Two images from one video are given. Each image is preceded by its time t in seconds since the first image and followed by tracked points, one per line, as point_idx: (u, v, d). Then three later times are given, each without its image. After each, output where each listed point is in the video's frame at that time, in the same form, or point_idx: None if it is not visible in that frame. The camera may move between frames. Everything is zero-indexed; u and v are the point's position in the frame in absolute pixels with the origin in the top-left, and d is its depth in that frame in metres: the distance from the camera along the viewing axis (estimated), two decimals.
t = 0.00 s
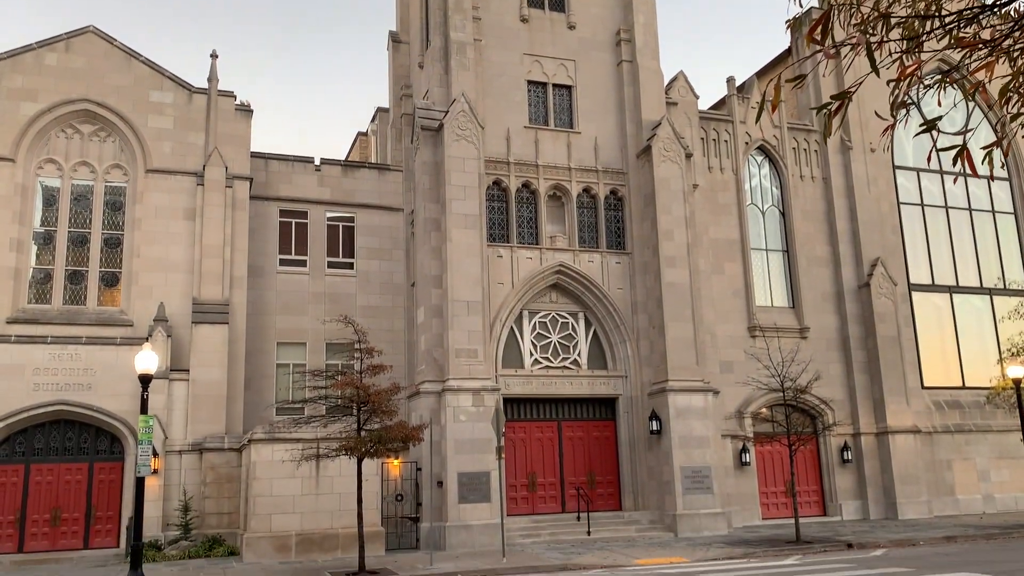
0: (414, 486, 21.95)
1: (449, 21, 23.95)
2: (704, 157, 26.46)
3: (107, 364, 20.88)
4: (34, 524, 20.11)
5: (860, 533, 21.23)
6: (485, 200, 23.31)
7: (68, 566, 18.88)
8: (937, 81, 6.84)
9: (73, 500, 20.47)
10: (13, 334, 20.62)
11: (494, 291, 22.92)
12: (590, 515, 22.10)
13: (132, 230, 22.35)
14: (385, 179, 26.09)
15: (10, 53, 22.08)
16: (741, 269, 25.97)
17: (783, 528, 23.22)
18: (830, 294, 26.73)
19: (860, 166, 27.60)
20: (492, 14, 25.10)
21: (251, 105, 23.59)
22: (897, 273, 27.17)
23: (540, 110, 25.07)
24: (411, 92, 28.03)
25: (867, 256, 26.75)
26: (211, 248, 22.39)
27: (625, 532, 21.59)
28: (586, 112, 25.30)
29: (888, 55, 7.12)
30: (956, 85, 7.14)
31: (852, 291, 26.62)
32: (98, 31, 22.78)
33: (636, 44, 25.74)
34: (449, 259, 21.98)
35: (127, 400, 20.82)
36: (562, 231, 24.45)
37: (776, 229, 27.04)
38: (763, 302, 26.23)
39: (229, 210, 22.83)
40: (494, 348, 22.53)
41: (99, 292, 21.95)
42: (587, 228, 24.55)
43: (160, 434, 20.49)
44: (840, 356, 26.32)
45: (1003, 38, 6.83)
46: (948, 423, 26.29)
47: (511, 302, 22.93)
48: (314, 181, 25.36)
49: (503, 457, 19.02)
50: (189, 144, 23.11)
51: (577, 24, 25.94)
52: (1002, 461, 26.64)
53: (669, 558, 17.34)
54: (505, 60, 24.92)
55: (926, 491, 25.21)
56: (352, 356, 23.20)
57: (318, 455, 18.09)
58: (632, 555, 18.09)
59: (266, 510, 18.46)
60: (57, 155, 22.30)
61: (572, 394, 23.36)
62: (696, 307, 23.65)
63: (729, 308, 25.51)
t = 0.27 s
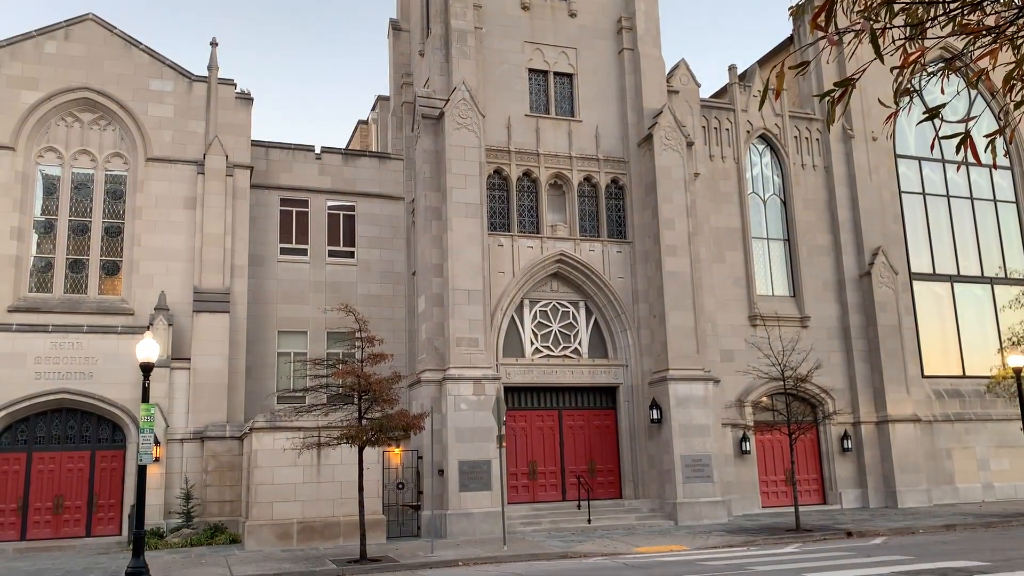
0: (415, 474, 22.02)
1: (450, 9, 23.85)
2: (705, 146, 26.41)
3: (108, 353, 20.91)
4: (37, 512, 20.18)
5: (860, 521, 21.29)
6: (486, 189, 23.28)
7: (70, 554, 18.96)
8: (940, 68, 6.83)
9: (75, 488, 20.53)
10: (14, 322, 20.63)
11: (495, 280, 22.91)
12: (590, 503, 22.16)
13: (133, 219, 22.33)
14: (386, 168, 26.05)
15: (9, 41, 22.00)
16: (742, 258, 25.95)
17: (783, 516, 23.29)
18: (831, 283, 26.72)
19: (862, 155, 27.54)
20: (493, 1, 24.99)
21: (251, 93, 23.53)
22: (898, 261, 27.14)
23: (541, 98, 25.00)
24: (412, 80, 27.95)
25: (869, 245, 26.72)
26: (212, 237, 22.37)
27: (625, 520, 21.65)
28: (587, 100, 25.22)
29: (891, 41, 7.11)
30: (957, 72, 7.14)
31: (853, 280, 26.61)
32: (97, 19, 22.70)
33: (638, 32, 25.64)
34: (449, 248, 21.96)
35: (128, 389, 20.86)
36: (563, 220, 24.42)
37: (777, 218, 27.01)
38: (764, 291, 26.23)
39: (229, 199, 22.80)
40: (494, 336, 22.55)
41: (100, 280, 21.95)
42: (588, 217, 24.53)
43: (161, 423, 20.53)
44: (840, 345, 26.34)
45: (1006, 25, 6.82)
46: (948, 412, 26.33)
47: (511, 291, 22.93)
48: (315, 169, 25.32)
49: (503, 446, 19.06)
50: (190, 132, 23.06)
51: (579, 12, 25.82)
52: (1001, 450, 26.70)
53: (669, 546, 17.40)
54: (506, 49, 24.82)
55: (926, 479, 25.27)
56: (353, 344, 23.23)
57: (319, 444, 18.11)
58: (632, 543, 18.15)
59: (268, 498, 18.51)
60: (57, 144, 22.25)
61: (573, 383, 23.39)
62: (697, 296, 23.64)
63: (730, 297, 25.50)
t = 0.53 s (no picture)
0: (416, 468, 22.06)
1: (451, 3, 23.83)
2: (706, 140, 26.38)
3: (109, 346, 20.93)
4: (38, 506, 20.22)
5: (860, 516, 21.30)
6: (487, 183, 23.27)
7: (72, 547, 19.00)
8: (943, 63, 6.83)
9: (77, 481, 20.57)
10: (15, 316, 20.65)
11: (496, 274, 22.91)
12: (590, 497, 22.20)
13: (134, 212, 22.34)
14: (387, 162, 26.03)
15: (10, 34, 21.99)
16: (743, 253, 25.94)
17: (783, 511, 23.31)
18: (833, 277, 26.70)
19: (863, 149, 27.51)
20: None
21: (252, 87, 23.51)
22: (899, 256, 27.12)
23: (542, 93, 24.97)
24: (413, 74, 27.92)
25: (870, 239, 26.70)
26: (212, 231, 22.38)
27: (625, 514, 21.68)
28: (588, 94, 25.19)
29: (895, 37, 7.10)
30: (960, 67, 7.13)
31: (854, 274, 26.60)
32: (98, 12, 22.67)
33: (639, 26, 25.60)
34: (450, 242, 21.97)
35: (129, 382, 20.89)
36: (564, 214, 24.41)
37: (778, 213, 26.99)
38: (765, 286, 26.22)
39: (230, 193, 22.80)
40: (495, 331, 22.58)
41: (101, 274, 21.96)
42: (589, 211, 24.52)
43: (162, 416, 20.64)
44: (841, 340, 26.33)
45: (1010, 19, 6.80)
46: (949, 407, 26.33)
47: (513, 285, 22.92)
48: (316, 163, 25.30)
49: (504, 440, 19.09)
50: (190, 126, 23.05)
51: (580, 5, 25.77)
52: (1002, 445, 26.71)
53: (669, 540, 17.41)
54: (508, 43, 24.79)
55: (926, 474, 25.29)
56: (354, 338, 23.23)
57: (319, 437, 18.13)
58: (633, 537, 18.17)
59: (270, 491, 18.54)
60: (58, 137, 22.25)
61: (573, 377, 23.40)
62: (698, 290, 23.63)
63: (731, 292, 25.50)
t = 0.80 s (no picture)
0: (417, 468, 22.07)
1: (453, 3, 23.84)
2: (708, 140, 26.38)
3: (111, 345, 20.95)
4: (40, 504, 20.23)
5: (861, 516, 21.29)
6: (488, 183, 23.27)
7: (74, 546, 19.02)
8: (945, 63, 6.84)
9: (79, 480, 20.59)
10: (17, 315, 20.67)
11: (498, 274, 22.91)
12: (592, 497, 22.21)
13: (136, 212, 22.36)
14: (388, 161, 26.05)
15: (12, 33, 22.00)
16: (745, 253, 25.94)
17: (784, 511, 23.31)
18: (834, 277, 26.70)
19: (865, 149, 27.50)
20: None
21: (254, 86, 23.53)
22: (900, 256, 27.10)
23: (544, 92, 24.97)
24: (414, 73, 27.92)
25: (871, 239, 26.69)
26: (214, 230, 22.39)
27: (627, 514, 21.69)
28: (589, 94, 25.19)
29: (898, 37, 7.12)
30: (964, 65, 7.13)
31: (855, 274, 26.59)
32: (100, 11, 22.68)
33: (641, 26, 25.59)
34: (452, 242, 21.97)
35: (131, 382, 20.91)
36: (566, 213, 24.41)
37: (780, 213, 26.98)
38: (767, 286, 26.22)
39: (232, 192, 22.81)
40: (497, 330, 22.59)
41: (103, 273, 21.97)
42: (591, 211, 24.52)
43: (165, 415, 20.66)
44: (842, 340, 26.33)
45: (1013, 20, 6.82)
46: (951, 407, 26.31)
47: (514, 284, 22.93)
48: (318, 163, 25.31)
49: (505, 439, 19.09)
50: (192, 125, 23.06)
51: (582, 5, 25.77)
52: (1003, 445, 26.70)
53: (670, 540, 17.42)
54: (510, 43, 24.80)
55: (927, 475, 25.29)
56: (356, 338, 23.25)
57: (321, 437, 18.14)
58: (634, 537, 18.18)
59: (271, 490, 18.55)
60: (60, 137, 22.27)
61: (574, 377, 23.41)
62: (699, 290, 23.63)
63: (732, 292, 25.50)
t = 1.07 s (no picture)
0: (419, 476, 22.05)
1: (456, 12, 23.93)
2: (709, 148, 26.43)
3: (113, 353, 20.99)
4: (42, 512, 20.25)
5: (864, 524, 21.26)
6: (490, 191, 23.32)
7: (75, 554, 19.03)
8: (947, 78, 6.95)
9: (80, 488, 20.61)
10: (20, 323, 20.73)
11: (499, 282, 22.95)
12: (594, 505, 22.19)
13: (139, 220, 22.42)
14: (391, 170, 26.11)
15: (17, 42, 22.10)
16: (747, 261, 25.96)
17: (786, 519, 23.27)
18: (836, 285, 26.72)
19: (866, 158, 27.54)
20: (498, 4, 25.05)
21: (257, 95, 23.62)
22: (902, 265, 27.11)
23: (546, 101, 25.04)
24: (417, 82, 28.02)
25: (873, 248, 26.72)
26: (217, 238, 22.44)
27: (628, 522, 21.67)
28: (591, 103, 25.26)
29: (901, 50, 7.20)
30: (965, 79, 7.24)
31: (857, 282, 26.59)
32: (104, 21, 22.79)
33: (642, 35, 25.67)
34: (454, 250, 22.01)
35: (134, 390, 20.94)
36: (568, 221, 24.46)
37: (781, 221, 27.02)
38: (768, 294, 26.23)
39: (235, 200, 22.87)
40: (499, 338, 22.62)
41: (106, 281, 22.03)
42: (592, 219, 24.55)
43: (166, 423, 20.67)
44: (844, 348, 26.33)
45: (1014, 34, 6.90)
46: (953, 416, 26.28)
47: (516, 292, 22.96)
48: (320, 171, 25.38)
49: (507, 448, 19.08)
50: (195, 134, 23.14)
51: (583, 14, 25.87)
52: (1006, 454, 26.67)
53: (672, 549, 17.40)
54: (512, 51, 24.90)
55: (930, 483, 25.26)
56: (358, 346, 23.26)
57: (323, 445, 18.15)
58: (636, 545, 18.16)
59: (273, 498, 18.54)
60: (63, 145, 22.36)
61: (576, 385, 23.42)
62: (701, 298, 23.65)
63: (734, 299, 25.51)
